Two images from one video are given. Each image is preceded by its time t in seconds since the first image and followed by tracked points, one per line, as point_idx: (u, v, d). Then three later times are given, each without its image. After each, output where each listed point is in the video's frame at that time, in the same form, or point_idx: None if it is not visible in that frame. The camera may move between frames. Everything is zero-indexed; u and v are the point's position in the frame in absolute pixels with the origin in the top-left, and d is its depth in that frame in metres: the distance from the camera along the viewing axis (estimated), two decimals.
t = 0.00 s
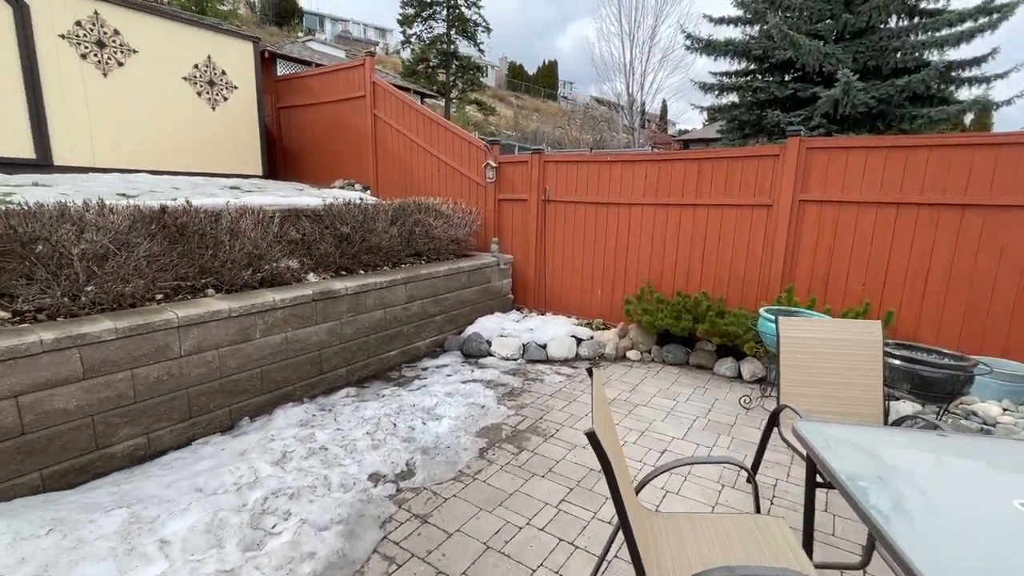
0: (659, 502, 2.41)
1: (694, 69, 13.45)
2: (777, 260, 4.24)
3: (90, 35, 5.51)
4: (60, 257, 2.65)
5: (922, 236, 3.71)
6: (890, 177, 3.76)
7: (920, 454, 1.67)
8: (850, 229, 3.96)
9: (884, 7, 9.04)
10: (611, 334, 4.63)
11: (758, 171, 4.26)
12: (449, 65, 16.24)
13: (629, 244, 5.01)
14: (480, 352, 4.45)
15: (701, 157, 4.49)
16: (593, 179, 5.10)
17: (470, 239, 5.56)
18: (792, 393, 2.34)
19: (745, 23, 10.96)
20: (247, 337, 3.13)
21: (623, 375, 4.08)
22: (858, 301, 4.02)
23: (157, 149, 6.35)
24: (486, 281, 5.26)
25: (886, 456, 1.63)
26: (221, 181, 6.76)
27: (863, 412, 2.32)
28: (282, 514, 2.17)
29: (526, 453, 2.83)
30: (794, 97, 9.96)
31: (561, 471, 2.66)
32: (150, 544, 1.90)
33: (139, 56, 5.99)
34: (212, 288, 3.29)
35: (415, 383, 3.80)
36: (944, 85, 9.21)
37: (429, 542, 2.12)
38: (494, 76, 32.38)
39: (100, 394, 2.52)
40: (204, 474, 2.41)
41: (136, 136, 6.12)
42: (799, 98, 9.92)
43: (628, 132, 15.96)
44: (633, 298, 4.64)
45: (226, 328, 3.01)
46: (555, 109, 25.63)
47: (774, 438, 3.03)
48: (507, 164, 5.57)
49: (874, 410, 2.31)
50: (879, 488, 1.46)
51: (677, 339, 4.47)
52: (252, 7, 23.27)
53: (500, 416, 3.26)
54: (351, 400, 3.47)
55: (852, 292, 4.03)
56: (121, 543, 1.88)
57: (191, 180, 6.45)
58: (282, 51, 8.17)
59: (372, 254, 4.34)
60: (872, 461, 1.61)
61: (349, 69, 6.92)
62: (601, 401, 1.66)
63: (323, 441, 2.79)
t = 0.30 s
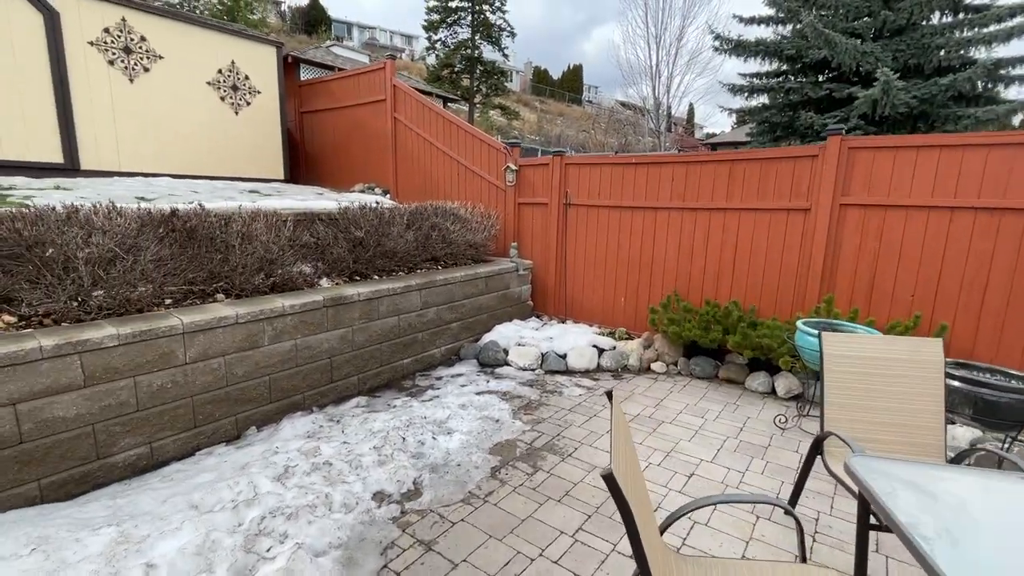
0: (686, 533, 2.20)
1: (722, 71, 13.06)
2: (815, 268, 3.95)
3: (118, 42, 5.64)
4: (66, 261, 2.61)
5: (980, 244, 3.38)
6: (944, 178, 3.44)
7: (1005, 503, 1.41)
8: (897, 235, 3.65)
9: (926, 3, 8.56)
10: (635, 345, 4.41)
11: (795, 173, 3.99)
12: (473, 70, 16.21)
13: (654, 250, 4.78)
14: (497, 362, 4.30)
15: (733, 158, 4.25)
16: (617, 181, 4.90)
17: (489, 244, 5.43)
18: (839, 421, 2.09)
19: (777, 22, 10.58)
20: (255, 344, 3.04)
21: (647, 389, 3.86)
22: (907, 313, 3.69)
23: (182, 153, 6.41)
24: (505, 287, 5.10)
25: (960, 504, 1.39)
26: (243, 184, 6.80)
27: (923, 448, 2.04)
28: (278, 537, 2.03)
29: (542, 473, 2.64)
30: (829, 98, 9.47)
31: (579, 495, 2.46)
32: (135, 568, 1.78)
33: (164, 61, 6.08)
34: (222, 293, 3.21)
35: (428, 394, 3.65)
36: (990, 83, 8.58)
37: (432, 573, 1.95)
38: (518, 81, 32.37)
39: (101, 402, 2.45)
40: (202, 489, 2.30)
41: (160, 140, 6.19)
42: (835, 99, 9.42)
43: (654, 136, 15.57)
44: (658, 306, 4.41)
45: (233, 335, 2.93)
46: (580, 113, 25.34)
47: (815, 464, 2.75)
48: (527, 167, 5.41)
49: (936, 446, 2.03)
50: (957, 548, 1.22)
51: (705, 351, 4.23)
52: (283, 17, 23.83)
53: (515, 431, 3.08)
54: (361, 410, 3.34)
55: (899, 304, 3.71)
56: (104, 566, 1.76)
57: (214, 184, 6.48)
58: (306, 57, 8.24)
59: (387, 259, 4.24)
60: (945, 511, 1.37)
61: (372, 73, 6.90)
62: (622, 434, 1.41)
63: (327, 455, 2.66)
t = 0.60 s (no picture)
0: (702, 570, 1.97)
1: (735, 72, 12.75)
2: (840, 274, 3.69)
3: (118, 42, 5.55)
4: (39, 263, 2.46)
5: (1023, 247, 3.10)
6: (982, 176, 3.18)
7: None
8: (930, 238, 3.39)
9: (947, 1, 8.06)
10: (646, 354, 4.19)
11: (817, 172, 3.74)
12: (483, 73, 16.10)
13: (666, 254, 4.55)
14: (500, 370, 4.10)
15: (750, 157, 4.01)
16: (627, 182, 4.68)
17: (493, 248, 5.24)
18: (876, 446, 1.85)
19: (792, 22, 10.21)
20: (241, 352, 2.87)
21: (658, 401, 3.63)
22: (942, 322, 3.42)
23: (182, 154, 6.31)
24: (510, 291, 4.90)
25: None
26: (244, 186, 6.69)
27: (974, 478, 1.79)
28: (248, 569, 1.84)
29: (543, 496, 2.42)
30: (846, 99, 8.97)
31: (583, 522, 2.24)
32: None
33: (165, 61, 5.99)
34: (209, 298, 3.06)
35: (425, 405, 3.46)
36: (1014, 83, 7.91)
37: None
38: (529, 85, 32.20)
39: (70, 414, 2.28)
40: (173, 511, 2.12)
41: (160, 141, 6.09)
42: (852, 99, 8.90)
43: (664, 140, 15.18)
44: (671, 313, 4.18)
45: (217, 342, 2.75)
46: (590, 116, 25.01)
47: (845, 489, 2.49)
48: (533, 168, 5.22)
49: (990, 477, 1.79)
50: None
51: (720, 361, 3.99)
52: (295, 22, 23.97)
53: (516, 447, 2.86)
54: (354, 423, 3.16)
55: (933, 312, 3.44)
56: None
57: (214, 186, 6.37)
58: (312, 58, 8.14)
59: (386, 262, 4.07)
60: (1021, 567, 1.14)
61: (376, 73, 6.77)
62: (631, 466, 1.15)
63: (312, 473, 2.47)
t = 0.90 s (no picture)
0: None
1: (733, 75, 12.58)
2: (848, 283, 3.50)
3: (96, 40, 5.34)
4: None
5: None
6: (1000, 179, 2.99)
7: None
8: (944, 244, 3.20)
9: (946, 2, 7.78)
10: (644, 365, 4.00)
11: (824, 175, 3.56)
12: (479, 76, 15.93)
13: (665, 260, 4.36)
14: (491, 384, 3.89)
15: (753, 159, 3.82)
16: (624, 185, 4.49)
17: (485, 253, 5.04)
18: (903, 481, 1.65)
19: (791, 24, 9.74)
20: (208, 369, 2.65)
21: (657, 417, 3.42)
22: (957, 334, 3.23)
23: (163, 157, 6.09)
24: (502, 299, 4.70)
25: None
26: (229, 190, 6.48)
27: (1013, 518, 1.59)
28: None
29: (531, 529, 2.21)
30: (845, 102, 8.68)
31: (575, 560, 2.03)
32: None
33: (146, 61, 5.78)
34: (176, 310, 2.84)
35: (409, 423, 3.25)
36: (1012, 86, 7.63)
37: None
38: (526, 89, 32.05)
39: (10, 442, 2.07)
40: (119, 552, 1.91)
41: (140, 144, 5.87)
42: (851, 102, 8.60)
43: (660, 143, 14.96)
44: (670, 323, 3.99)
45: (180, 359, 2.54)
46: (587, 120, 24.81)
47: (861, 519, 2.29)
48: (527, 170, 5.03)
49: None
50: None
51: (722, 374, 3.79)
52: (291, 25, 23.84)
53: (504, 471, 2.65)
54: (331, 444, 2.94)
55: (948, 322, 3.25)
56: None
57: (196, 190, 6.15)
58: (301, 58, 7.96)
59: (370, 269, 3.87)
60: None
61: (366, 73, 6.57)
62: (628, 534, 0.94)
63: (280, 504, 2.25)
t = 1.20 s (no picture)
0: None
1: (712, 78, 12.52)
2: (840, 285, 3.37)
3: (43, 28, 4.97)
4: None
5: None
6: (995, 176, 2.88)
7: None
8: (939, 243, 3.07)
9: (918, 8, 7.78)
10: (630, 373, 3.81)
11: (814, 172, 3.41)
12: (460, 78, 15.69)
13: (650, 262, 4.19)
14: (468, 395, 3.66)
15: (740, 156, 3.67)
16: (607, 184, 4.31)
17: (463, 256, 4.81)
18: (924, 509, 1.46)
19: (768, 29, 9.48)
20: (148, 387, 2.37)
21: (645, 428, 3.23)
22: (952, 337, 3.11)
23: (118, 156, 5.72)
24: (481, 303, 4.48)
25: None
26: (193, 190, 6.14)
27: None
28: None
29: (509, 562, 1.98)
30: (823, 104, 8.55)
31: None
32: None
33: (100, 52, 5.42)
34: (115, 319, 2.55)
35: (379, 440, 2.99)
36: (982, 90, 7.54)
37: None
38: (507, 92, 31.81)
39: None
40: None
41: (93, 141, 5.50)
42: (829, 105, 8.51)
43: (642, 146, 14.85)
44: (656, 327, 3.81)
45: (113, 376, 2.25)
46: (569, 123, 24.65)
47: (866, 540, 2.11)
48: (506, 169, 4.82)
49: None
50: None
51: (711, 381, 3.62)
52: (268, 24, 23.28)
53: (480, 493, 2.42)
54: (290, 466, 2.68)
55: (944, 325, 3.12)
56: None
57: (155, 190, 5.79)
58: (272, 54, 7.63)
59: (337, 273, 3.61)
60: None
61: (340, 68, 6.30)
62: None
63: (222, 541, 1.98)
